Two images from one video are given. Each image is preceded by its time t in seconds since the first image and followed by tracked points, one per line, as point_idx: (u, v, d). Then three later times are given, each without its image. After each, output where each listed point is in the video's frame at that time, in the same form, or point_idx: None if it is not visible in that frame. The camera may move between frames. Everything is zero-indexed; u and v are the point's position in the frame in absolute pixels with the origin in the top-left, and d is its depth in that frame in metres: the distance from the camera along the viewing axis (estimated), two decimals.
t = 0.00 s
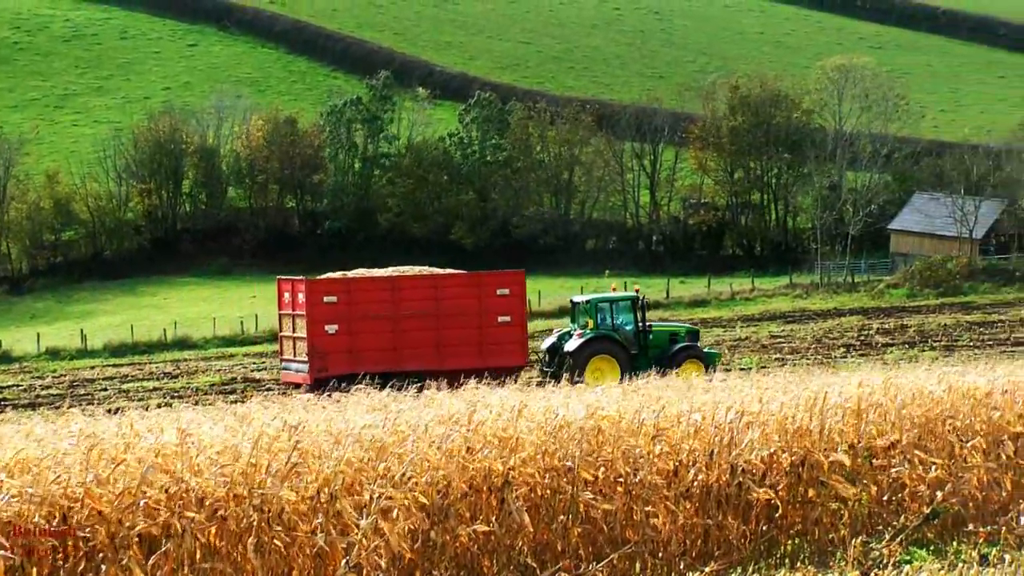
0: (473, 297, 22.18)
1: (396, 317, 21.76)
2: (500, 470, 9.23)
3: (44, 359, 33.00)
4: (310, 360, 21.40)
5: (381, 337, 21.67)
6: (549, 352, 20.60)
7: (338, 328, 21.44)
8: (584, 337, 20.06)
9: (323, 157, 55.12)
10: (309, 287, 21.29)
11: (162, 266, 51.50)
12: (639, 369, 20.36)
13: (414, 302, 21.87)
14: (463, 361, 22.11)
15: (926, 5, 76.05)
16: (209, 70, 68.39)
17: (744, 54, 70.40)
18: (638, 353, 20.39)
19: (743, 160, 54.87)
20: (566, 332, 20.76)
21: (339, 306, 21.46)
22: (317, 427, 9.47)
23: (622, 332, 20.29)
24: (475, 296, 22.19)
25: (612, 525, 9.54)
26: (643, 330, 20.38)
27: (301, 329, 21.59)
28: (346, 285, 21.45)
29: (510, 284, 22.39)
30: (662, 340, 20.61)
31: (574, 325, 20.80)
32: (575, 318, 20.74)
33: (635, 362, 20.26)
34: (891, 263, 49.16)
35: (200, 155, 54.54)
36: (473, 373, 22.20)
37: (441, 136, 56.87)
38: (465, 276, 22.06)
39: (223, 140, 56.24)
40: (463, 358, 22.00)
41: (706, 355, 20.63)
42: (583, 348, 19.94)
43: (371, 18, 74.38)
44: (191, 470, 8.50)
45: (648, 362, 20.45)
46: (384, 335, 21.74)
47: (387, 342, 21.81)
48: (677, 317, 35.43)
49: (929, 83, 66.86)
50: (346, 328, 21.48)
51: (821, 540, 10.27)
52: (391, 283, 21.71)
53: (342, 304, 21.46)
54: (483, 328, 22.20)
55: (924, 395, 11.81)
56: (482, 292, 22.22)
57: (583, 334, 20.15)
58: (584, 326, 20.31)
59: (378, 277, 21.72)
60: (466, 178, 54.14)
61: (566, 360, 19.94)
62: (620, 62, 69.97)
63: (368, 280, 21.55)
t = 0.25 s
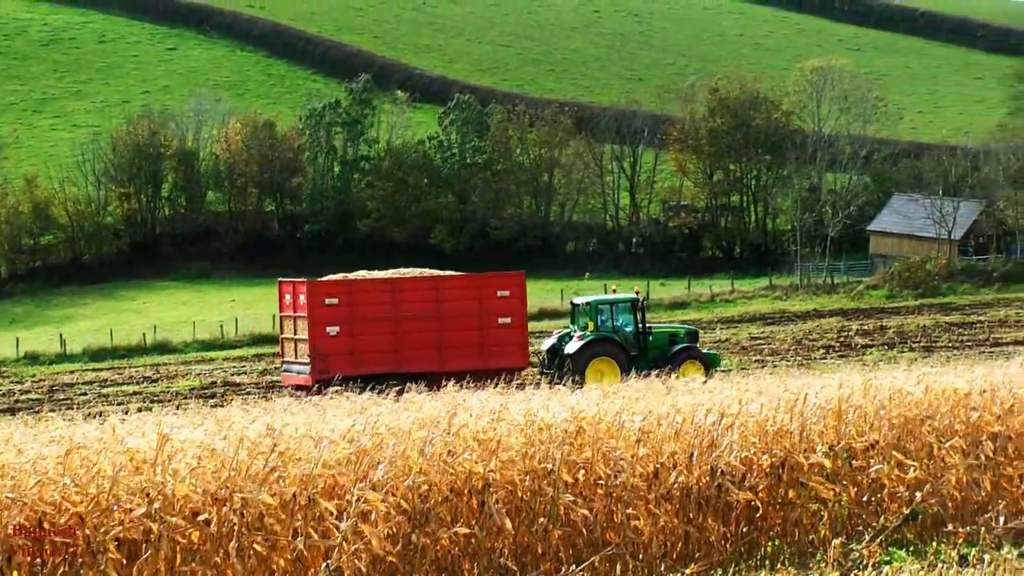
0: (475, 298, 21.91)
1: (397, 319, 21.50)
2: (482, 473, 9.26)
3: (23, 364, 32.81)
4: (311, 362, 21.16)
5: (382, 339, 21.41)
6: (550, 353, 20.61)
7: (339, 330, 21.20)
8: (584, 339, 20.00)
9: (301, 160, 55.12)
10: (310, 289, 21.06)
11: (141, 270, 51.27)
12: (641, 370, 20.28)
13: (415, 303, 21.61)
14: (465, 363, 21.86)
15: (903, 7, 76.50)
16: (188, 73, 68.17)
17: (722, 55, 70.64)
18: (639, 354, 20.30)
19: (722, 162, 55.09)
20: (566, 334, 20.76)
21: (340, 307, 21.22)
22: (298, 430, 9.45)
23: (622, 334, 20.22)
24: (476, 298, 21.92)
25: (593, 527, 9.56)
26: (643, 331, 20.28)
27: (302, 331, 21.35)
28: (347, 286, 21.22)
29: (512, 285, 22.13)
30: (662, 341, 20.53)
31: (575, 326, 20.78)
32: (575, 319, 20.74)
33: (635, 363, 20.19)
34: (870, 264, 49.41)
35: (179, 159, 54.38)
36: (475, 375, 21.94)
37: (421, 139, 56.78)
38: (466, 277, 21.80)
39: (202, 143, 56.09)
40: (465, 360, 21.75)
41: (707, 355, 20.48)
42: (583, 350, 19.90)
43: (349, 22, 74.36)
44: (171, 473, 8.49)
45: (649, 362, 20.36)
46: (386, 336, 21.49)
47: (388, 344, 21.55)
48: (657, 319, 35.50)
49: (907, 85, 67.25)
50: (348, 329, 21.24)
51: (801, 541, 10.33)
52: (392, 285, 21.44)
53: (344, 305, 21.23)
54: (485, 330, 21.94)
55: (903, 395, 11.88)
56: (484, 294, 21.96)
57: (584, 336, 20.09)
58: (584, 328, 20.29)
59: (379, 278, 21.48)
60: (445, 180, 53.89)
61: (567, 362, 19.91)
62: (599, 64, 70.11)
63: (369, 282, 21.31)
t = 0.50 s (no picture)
0: (476, 301, 21.48)
1: (398, 322, 21.07)
2: (459, 478, 9.24)
3: None
4: (312, 366, 20.77)
5: (384, 342, 21.00)
6: (551, 355, 20.54)
7: (340, 334, 20.80)
8: (584, 340, 19.91)
9: (277, 166, 55.00)
10: (310, 291, 20.65)
11: (118, 276, 50.96)
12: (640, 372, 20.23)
13: (416, 306, 21.19)
14: (467, 366, 21.44)
15: (877, 11, 77.09)
16: (164, 79, 67.89)
17: (698, 59, 70.91)
18: (638, 356, 20.27)
19: (698, 166, 55.42)
20: (566, 336, 20.69)
21: (341, 311, 20.82)
22: (275, 436, 9.41)
23: (622, 336, 20.18)
24: (477, 300, 21.49)
25: (570, 531, 9.55)
26: (643, 333, 20.26)
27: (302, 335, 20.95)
28: (348, 289, 20.80)
29: (513, 287, 21.67)
30: (662, 343, 20.50)
31: (575, 328, 20.72)
32: (575, 322, 20.67)
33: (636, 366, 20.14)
34: (847, 267, 49.67)
35: (155, 163, 53.90)
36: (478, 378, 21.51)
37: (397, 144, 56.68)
38: (467, 279, 21.36)
39: (178, 149, 55.85)
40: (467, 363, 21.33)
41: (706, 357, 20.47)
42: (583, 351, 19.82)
43: (325, 27, 74.26)
44: (147, 479, 8.47)
45: (649, 365, 20.32)
46: (387, 340, 21.07)
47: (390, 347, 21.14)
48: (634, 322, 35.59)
49: (881, 88, 67.70)
50: (348, 333, 20.84)
51: (779, 544, 10.38)
52: (394, 287, 21.01)
53: (344, 309, 20.83)
54: (487, 332, 21.51)
55: (879, 398, 11.97)
56: (485, 296, 21.52)
57: (584, 338, 20.01)
58: (584, 330, 20.20)
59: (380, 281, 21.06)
60: (421, 185, 53.89)
61: (568, 364, 19.84)
62: (575, 68, 70.26)
63: (370, 284, 20.88)
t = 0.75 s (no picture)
0: (478, 303, 21.28)
1: (401, 324, 20.83)
2: (440, 481, 9.24)
3: None
4: (314, 368, 20.48)
5: (386, 344, 20.76)
6: (551, 357, 20.54)
7: (343, 336, 20.54)
8: (586, 342, 19.94)
9: (258, 169, 54.93)
10: (313, 294, 20.32)
11: (98, 280, 50.73)
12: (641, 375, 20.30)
13: (419, 308, 20.94)
14: (468, 368, 21.28)
15: (857, 14, 77.52)
16: (145, 83, 67.66)
17: (679, 62, 71.11)
18: (639, 358, 20.35)
19: (679, 169, 55.81)
20: (567, 338, 20.70)
21: (344, 312, 20.52)
22: (255, 439, 9.35)
23: (624, 338, 20.25)
24: (479, 302, 21.29)
25: (551, 534, 9.56)
26: (644, 335, 20.37)
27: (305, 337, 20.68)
28: (350, 291, 20.48)
29: (514, 288, 21.51)
30: (662, 346, 20.67)
31: (575, 331, 20.72)
32: (574, 324, 20.65)
33: (637, 368, 20.20)
34: (827, 270, 49.94)
35: (136, 168, 53.95)
36: (479, 380, 21.40)
37: (378, 147, 56.60)
38: (469, 281, 21.14)
39: (159, 152, 55.69)
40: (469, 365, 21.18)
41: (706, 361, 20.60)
42: (585, 353, 19.86)
43: (306, 30, 74.17)
44: (128, 483, 8.43)
45: (649, 367, 20.42)
46: (390, 342, 20.82)
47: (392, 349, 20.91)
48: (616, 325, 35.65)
49: (861, 91, 67.99)
50: (351, 335, 20.56)
51: (760, 547, 10.40)
52: (396, 290, 20.72)
53: (347, 311, 20.53)
54: (488, 334, 21.36)
55: (860, 400, 12.00)
56: (487, 298, 21.33)
57: (585, 339, 20.03)
58: (585, 331, 20.21)
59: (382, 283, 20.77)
60: (402, 188, 53.81)
61: (569, 365, 19.85)
62: (557, 71, 70.37)
63: (372, 287, 20.57)
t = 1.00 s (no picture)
0: (481, 304, 21.26)
1: (404, 326, 20.78)
2: (422, 484, 9.22)
3: None
4: (317, 370, 20.38)
5: (390, 346, 20.70)
6: (553, 359, 20.56)
7: (346, 338, 20.47)
8: (588, 344, 20.02)
9: (240, 172, 54.90)
10: (316, 296, 20.28)
11: (79, 283, 50.49)
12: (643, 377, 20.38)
13: (421, 310, 20.91)
14: (471, 370, 21.23)
15: (838, 18, 77.88)
16: (126, 85, 67.38)
17: (661, 65, 71.25)
18: (641, 361, 20.44)
19: (661, 172, 55.69)
20: (569, 340, 20.74)
21: (347, 315, 20.46)
22: (237, 441, 9.33)
23: (625, 340, 20.35)
24: (481, 303, 21.28)
25: (533, 537, 9.57)
26: (646, 338, 20.46)
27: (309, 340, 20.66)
28: (353, 293, 20.44)
29: (516, 290, 21.53)
30: (664, 348, 20.80)
31: (577, 333, 20.79)
32: (577, 326, 20.73)
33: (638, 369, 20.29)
34: (808, 274, 50.12)
35: (118, 170, 53.54)
36: (482, 382, 21.36)
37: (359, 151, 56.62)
38: (471, 283, 21.14)
39: (140, 155, 55.44)
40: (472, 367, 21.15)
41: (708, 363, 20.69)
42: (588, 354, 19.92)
43: (288, 34, 74.06)
44: (108, 486, 8.39)
45: (651, 370, 20.51)
46: (393, 344, 20.76)
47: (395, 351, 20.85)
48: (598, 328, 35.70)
49: (842, 95, 68.27)
50: (354, 337, 20.50)
51: (741, 550, 10.43)
52: (399, 292, 20.69)
53: (350, 313, 20.47)
54: (490, 336, 21.34)
55: (841, 403, 12.02)
56: (489, 299, 21.32)
57: (587, 341, 20.13)
58: (587, 333, 20.29)
59: (384, 285, 20.74)
60: (384, 191, 54.25)
61: (571, 367, 19.90)
62: (539, 75, 70.48)
63: (375, 288, 20.54)
